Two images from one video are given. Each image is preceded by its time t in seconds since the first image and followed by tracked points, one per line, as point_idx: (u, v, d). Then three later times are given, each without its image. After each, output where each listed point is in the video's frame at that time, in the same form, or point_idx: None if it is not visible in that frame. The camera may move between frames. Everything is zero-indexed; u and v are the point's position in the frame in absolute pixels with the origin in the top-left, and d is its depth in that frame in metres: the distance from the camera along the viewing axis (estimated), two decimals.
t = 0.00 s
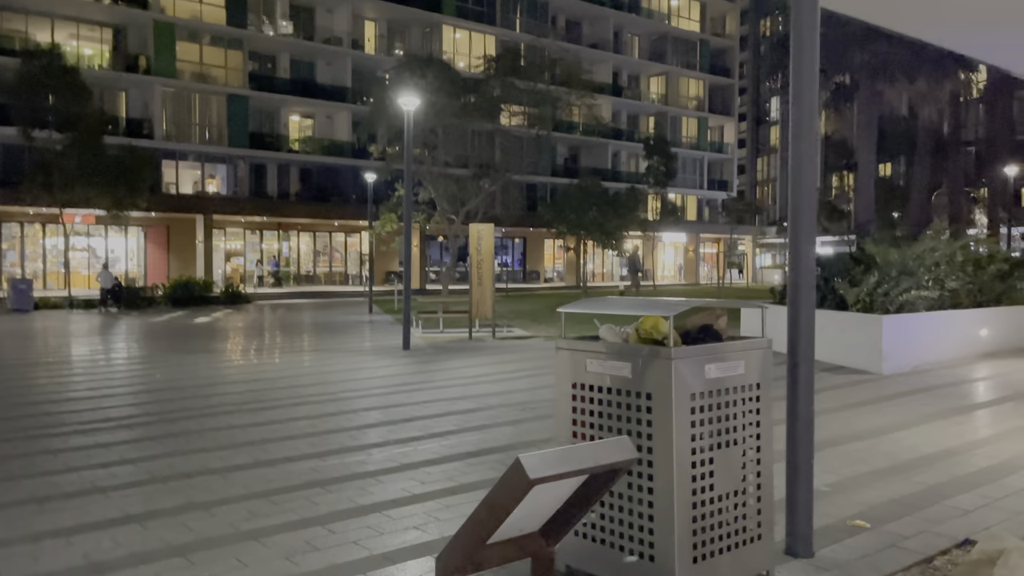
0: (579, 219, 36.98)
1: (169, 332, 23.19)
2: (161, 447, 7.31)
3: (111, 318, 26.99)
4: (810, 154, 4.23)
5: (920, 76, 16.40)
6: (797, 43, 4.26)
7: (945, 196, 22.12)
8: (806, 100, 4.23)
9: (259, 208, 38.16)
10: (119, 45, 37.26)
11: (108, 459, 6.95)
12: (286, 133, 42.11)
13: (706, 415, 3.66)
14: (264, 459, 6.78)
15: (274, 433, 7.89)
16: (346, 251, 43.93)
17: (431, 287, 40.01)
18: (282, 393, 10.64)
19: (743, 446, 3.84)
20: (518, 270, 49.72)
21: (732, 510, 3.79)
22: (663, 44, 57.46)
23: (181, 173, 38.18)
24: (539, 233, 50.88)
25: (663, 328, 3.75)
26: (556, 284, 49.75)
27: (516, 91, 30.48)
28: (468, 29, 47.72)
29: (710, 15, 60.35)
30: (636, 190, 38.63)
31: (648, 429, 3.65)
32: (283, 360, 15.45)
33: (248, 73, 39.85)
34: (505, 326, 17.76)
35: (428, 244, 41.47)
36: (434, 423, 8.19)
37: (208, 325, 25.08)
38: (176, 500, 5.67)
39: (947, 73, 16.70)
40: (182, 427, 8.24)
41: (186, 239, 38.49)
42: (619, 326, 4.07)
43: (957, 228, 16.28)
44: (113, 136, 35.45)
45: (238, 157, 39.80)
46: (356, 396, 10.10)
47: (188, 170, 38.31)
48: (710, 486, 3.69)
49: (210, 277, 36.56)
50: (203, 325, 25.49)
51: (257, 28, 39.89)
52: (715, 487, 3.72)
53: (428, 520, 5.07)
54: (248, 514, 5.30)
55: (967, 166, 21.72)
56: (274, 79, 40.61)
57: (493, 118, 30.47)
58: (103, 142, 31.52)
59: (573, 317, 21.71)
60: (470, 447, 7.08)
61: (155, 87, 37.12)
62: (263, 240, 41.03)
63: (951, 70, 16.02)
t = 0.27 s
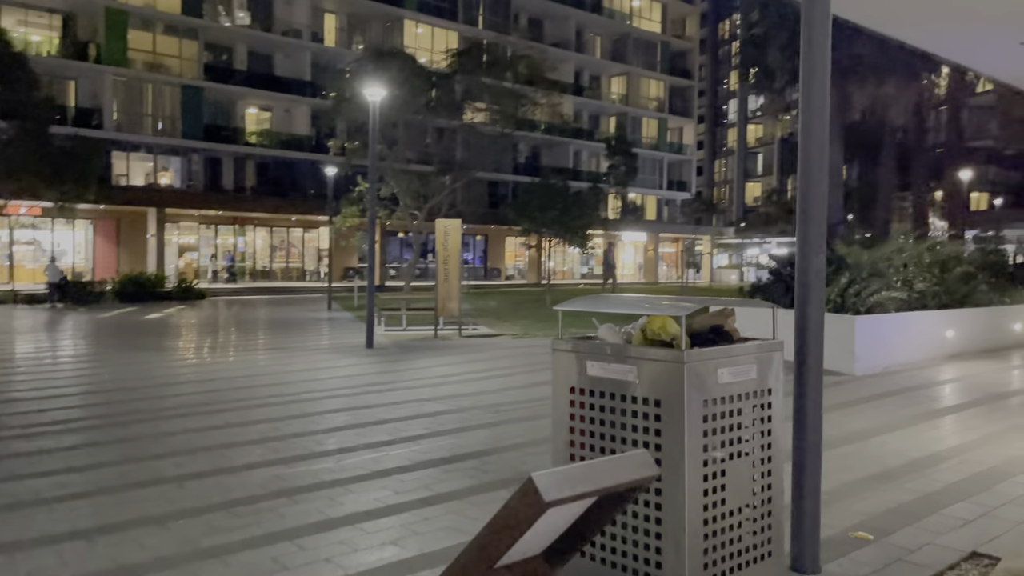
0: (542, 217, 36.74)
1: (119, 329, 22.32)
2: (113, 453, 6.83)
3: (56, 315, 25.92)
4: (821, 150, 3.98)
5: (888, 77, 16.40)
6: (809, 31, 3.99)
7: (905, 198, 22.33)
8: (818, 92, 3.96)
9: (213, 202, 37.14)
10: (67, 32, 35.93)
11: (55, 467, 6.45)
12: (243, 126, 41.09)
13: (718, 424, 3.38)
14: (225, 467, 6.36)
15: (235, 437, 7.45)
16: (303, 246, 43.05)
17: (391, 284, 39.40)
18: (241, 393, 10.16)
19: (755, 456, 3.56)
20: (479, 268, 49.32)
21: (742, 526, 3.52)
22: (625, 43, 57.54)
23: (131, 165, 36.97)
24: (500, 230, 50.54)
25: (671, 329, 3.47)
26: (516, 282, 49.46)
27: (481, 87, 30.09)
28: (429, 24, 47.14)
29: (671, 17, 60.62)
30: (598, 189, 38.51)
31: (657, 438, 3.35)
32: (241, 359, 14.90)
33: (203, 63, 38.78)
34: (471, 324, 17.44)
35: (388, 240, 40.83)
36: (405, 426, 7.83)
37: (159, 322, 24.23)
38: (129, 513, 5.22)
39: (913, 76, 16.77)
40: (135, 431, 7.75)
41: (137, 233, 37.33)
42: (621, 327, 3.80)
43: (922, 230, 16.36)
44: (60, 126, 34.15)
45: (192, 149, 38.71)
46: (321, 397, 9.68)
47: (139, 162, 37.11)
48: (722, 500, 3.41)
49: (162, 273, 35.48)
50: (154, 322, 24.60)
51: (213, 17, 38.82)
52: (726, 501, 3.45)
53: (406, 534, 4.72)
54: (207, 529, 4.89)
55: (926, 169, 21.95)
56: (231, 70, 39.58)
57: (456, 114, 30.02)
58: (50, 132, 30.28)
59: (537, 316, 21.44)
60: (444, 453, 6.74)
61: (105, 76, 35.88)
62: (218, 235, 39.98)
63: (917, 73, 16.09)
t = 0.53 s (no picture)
0: (513, 217, 36.42)
1: (76, 329, 21.52)
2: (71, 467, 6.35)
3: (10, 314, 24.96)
4: (847, 208, 3.06)
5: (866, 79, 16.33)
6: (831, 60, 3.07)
7: (876, 202, 22.39)
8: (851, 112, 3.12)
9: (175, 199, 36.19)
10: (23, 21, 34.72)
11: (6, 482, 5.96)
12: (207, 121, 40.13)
13: (749, 445, 3.08)
14: (194, 482, 5.93)
15: (201, 449, 6.98)
16: (269, 245, 42.20)
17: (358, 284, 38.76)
18: (207, 400, 9.65)
19: (784, 479, 3.27)
20: (447, 268, 48.86)
21: (772, 555, 3.22)
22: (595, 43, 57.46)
23: (90, 159, 35.85)
24: (469, 230, 50.13)
25: (696, 341, 3.20)
26: (485, 282, 49.08)
27: (453, 85, 29.64)
28: (399, 21, 46.55)
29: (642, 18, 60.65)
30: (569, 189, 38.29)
31: (683, 461, 3.04)
32: (206, 361, 14.36)
33: (165, 55, 37.78)
34: (444, 327, 17.08)
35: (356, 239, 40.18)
36: (383, 436, 7.44)
37: (116, 322, 23.42)
38: (88, 536, 4.77)
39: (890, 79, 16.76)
40: (94, 442, 7.26)
41: (95, 229, 36.23)
42: (635, 337, 3.50)
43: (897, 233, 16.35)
44: (15, 118, 32.98)
45: (154, 144, 37.71)
46: (291, 404, 9.22)
47: (98, 156, 36.00)
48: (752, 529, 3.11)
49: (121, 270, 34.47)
50: (112, 321, 23.78)
51: (177, 8, 37.84)
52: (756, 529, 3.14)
53: (394, 559, 4.37)
54: (176, 554, 4.46)
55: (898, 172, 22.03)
56: (195, 64, 38.64)
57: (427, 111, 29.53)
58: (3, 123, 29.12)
59: (511, 317, 21.11)
60: (428, 465, 6.38)
61: (63, 67, 34.78)
62: (180, 232, 39.04)
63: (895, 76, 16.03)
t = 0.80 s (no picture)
0: (492, 222, 36.20)
1: (43, 333, 20.84)
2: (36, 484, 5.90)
3: None
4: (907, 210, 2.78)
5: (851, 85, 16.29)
6: (873, 81, 3.11)
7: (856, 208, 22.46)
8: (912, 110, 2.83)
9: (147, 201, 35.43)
10: None
11: None
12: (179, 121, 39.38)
13: (798, 467, 2.79)
14: (169, 501, 5.52)
15: (177, 462, 6.57)
16: (242, 247, 41.51)
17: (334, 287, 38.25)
18: (181, 410, 9.20)
19: (833, 503, 2.97)
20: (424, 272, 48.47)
21: None
22: (573, 47, 57.43)
23: (59, 160, 34.96)
24: (446, 234, 49.78)
25: (737, 352, 2.89)
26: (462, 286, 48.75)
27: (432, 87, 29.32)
28: (376, 22, 46.15)
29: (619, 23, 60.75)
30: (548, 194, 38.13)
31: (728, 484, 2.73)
32: (180, 368, 13.90)
33: (137, 54, 37.02)
34: (425, 331, 16.75)
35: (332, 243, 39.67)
36: (370, 448, 7.09)
37: (86, 326, 22.76)
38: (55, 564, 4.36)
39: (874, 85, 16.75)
40: (59, 456, 6.80)
41: (63, 231, 35.32)
42: (664, 349, 3.20)
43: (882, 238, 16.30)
44: None
45: (125, 144, 36.92)
46: (270, 413, 8.82)
47: (67, 157, 35.14)
48: (802, 559, 2.80)
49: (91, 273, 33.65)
50: (81, 326, 23.11)
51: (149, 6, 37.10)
52: (807, 559, 2.83)
53: None
54: None
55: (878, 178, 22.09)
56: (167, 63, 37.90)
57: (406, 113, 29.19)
58: None
59: (491, 322, 20.82)
60: (420, 480, 6.03)
61: (32, 65, 33.89)
62: (151, 235, 38.27)
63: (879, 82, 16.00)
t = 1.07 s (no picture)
0: (478, 224, 35.84)
1: (19, 337, 20.27)
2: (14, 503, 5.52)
3: None
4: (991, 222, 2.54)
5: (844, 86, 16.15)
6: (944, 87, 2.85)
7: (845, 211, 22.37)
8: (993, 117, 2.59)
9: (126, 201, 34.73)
10: None
11: None
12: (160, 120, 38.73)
13: (870, 496, 2.54)
14: (157, 521, 5.18)
15: (165, 478, 6.23)
16: (224, 249, 40.86)
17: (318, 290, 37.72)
18: (167, 420, 8.81)
19: (901, 533, 2.73)
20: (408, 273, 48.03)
21: None
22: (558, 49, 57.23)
23: (36, 158, 34.22)
24: (430, 235, 49.36)
25: (802, 370, 2.65)
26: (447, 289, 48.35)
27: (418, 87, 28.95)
28: (360, 22, 45.68)
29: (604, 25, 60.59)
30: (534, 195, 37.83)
31: (796, 518, 2.47)
32: (162, 373, 13.47)
33: (116, 51, 36.33)
34: (413, 335, 16.43)
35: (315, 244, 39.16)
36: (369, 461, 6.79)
37: (63, 329, 22.18)
38: None
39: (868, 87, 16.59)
40: (40, 471, 6.41)
41: (40, 231, 34.60)
42: (711, 366, 2.95)
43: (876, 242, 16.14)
44: None
45: (104, 143, 36.24)
46: (260, 423, 8.47)
47: (44, 156, 34.41)
48: None
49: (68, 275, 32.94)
50: (57, 329, 22.52)
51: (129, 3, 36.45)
52: None
53: None
54: None
55: (871, 180, 21.90)
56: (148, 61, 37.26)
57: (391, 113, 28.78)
58: None
59: (479, 325, 20.51)
60: (424, 496, 5.73)
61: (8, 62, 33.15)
62: (130, 235, 37.57)
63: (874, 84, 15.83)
